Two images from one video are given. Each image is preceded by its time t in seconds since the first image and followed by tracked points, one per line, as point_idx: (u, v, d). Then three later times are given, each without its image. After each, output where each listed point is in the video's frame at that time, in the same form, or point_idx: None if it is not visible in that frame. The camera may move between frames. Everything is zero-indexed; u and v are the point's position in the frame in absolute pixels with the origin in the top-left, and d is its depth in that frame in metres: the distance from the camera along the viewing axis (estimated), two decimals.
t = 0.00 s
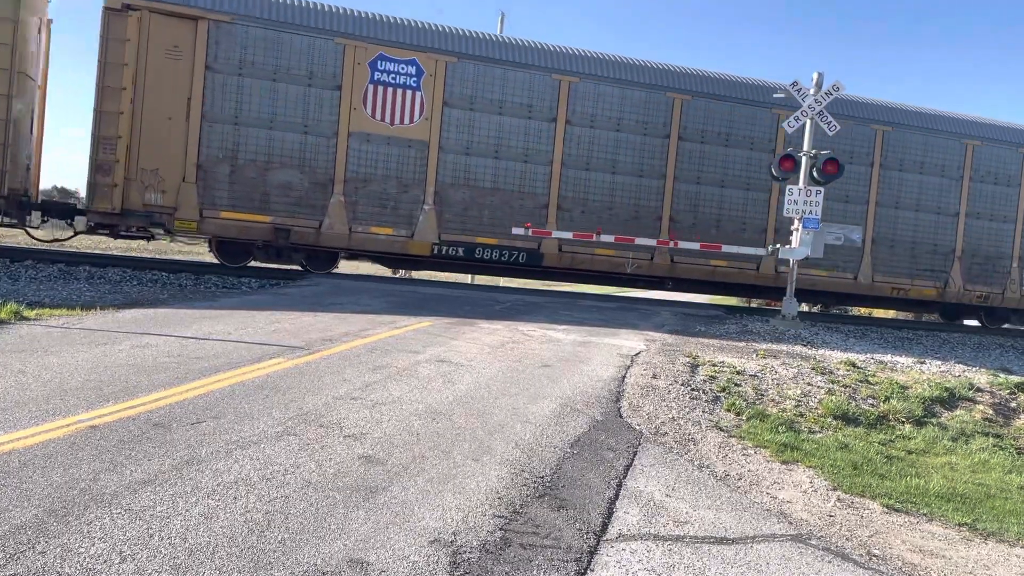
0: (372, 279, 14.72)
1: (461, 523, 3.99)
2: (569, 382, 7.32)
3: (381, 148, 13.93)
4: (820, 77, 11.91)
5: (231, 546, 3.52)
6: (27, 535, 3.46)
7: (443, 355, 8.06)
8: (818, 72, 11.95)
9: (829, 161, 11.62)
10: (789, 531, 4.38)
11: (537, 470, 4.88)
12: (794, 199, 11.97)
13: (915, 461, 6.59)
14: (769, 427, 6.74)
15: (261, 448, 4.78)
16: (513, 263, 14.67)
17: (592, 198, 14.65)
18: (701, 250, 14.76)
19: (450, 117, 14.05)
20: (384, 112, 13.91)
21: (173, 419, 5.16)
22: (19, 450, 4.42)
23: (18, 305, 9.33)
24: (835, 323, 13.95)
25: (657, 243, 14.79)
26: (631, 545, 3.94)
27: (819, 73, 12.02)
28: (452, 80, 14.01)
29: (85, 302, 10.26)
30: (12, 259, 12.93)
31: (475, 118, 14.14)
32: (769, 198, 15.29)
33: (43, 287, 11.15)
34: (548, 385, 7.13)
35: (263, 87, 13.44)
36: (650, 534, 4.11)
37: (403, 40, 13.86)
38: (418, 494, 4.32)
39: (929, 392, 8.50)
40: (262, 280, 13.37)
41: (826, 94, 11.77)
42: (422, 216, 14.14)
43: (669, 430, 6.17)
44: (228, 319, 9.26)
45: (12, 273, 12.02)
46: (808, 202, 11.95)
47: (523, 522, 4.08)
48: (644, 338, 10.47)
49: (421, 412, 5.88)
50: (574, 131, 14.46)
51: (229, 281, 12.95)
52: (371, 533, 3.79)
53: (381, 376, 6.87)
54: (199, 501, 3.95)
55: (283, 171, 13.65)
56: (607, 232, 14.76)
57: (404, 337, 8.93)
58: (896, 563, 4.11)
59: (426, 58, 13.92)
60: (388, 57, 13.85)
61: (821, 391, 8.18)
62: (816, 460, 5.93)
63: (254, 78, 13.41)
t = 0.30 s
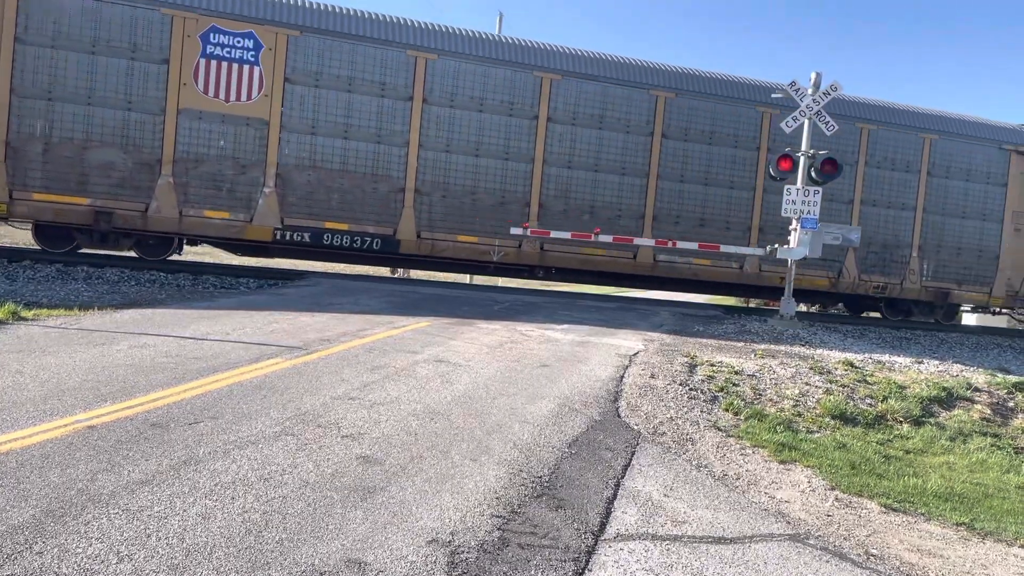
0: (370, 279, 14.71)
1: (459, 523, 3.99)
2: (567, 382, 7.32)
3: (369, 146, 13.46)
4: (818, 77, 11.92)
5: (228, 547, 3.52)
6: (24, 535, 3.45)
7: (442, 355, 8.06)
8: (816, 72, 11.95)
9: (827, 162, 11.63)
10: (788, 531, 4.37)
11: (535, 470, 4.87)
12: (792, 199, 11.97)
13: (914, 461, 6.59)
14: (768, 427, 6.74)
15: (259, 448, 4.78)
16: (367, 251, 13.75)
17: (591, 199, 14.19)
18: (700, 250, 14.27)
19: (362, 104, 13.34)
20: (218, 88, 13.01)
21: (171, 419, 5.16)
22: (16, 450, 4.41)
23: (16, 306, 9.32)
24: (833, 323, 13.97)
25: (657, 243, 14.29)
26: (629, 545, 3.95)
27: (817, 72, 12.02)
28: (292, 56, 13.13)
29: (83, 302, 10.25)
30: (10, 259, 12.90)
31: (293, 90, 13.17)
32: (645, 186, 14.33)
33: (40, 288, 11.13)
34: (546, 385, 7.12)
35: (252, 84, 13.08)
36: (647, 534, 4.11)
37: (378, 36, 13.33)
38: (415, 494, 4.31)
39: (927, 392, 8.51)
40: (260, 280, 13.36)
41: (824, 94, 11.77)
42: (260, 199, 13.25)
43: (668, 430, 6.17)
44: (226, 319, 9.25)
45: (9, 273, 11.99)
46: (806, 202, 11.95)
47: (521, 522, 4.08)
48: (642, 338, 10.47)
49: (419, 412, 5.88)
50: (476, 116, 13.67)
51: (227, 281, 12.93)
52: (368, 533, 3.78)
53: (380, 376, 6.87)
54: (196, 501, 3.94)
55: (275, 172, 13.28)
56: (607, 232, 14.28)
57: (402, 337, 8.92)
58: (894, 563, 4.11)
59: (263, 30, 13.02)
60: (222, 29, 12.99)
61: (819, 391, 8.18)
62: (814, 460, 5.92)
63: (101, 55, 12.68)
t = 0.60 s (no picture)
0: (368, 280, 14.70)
1: (458, 523, 3.99)
2: (565, 383, 7.32)
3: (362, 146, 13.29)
4: (817, 77, 11.93)
5: (226, 547, 3.52)
6: (22, 536, 3.45)
7: (440, 355, 8.06)
8: (814, 72, 11.96)
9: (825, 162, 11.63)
10: (785, 531, 4.37)
11: (533, 470, 4.88)
12: (790, 199, 11.97)
13: (911, 460, 6.60)
14: (766, 427, 6.74)
15: (257, 449, 4.77)
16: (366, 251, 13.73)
17: (548, 194, 13.98)
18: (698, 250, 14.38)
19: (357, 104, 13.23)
20: (26, 62, 12.43)
21: (169, 419, 5.15)
22: (13, 450, 4.41)
23: (13, 306, 9.31)
24: (831, 323, 13.98)
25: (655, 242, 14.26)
26: (627, 545, 3.95)
27: (815, 73, 12.04)
28: (115, 27, 12.62)
29: (81, 303, 10.25)
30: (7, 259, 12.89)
31: (113, 65, 12.60)
32: (628, 184, 14.19)
33: (37, 288, 11.13)
34: (544, 385, 7.12)
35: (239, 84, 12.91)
36: (645, 533, 4.11)
37: (356, 32, 13.15)
38: (413, 495, 4.31)
39: (925, 392, 8.52)
40: (258, 280, 13.35)
41: (822, 94, 11.78)
42: (77, 179, 12.60)
43: (666, 430, 6.17)
44: (224, 320, 9.25)
45: (7, 274, 11.98)
46: (804, 203, 11.96)
47: (519, 522, 4.08)
48: (640, 338, 10.47)
49: (418, 412, 5.88)
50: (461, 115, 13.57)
51: (225, 281, 12.92)
52: (367, 533, 3.78)
53: (378, 377, 6.87)
54: (194, 501, 3.94)
55: (270, 174, 13.13)
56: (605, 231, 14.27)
57: (400, 338, 8.92)
58: (891, 562, 4.12)
59: (79, 1, 12.48)
60: None
61: (817, 391, 8.19)
62: (812, 460, 5.93)
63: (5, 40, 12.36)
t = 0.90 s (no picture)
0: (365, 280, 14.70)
1: (456, 524, 3.99)
2: (563, 383, 7.32)
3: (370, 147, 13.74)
4: (813, 78, 11.97)
5: (223, 548, 3.51)
6: (19, 536, 3.44)
7: (438, 355, 8.07)
8: (810, 72, 11.99)
9: (822, 162, 11.64)
10: (783, 531, 4.38)
11: (531, 470, 4.88)
12: (788, 199, 12.02)
13: (908, 460, 6.60)
14: (763, 427, 6.75)
15: (254, 449, 4.77)
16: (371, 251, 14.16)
17: (411, 176, 13.91)
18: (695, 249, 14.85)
19: (355, 104, 13.61)
20: None
21: (166, 420, 5.15)
22: (10, 450, 4.41)
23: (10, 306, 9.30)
24: (828, 323, 13.99)
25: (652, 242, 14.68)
26: (624, 545, 3.94)
27: (812, 73, 12.06)
28: None
29: (78, 303, 10.25)
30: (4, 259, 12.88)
31: None
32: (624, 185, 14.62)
33: (34, 288, 11.12)
34: (542, 385, 7.13)
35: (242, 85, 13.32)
36: (643, 534, 4.11)
37: (351, 32, 13.50)
38: (411, 495, 4.30)
39: (922, 392, 8.53)
40: (254, 281, 13.32)
41: (819, 94, 11.81)
42: (87, 180, 13.07)
43: (663, 430, 6.17)
44: (221, 320, 9.24)
45: (4, 274, 11.97)
46: (800, 202, 11.99)
47: (517, 522, 4.08)
48: (637, 338, 10.48)
49: (415, 412, 5.87)
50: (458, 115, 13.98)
51: (221, 282, 12.91)
52: (365, 534, 3.78)
53: (375, 377, 6.86)
54: (191, 502, 3.93)
55: (278, 177, 13.56)
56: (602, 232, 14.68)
57: (397, 338, 8.92)
58: (889, 562, 4.12)
59: None
60: None
61: (814, 391, 8.19)
62: (809, 460, 5.93)
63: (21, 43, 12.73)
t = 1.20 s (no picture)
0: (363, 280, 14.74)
1: (454, 524, 3.98)
2: (561, 383, 7.32)
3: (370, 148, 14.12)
4: (811, 78, 11.98)
5: (221, 549, 3.50)
6: (15, 537, 3.43)
7: (436, 356, 8.08)
8: (808, 72, 12.01)
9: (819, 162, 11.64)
10: (781, 531, 4.38)
11: (529, 470, 4.88)
12: (784, 199, 12.02)
13: (906, 460, 6.61)
14: (761, 427, 6.75)
15: (252, 450, 4.76)
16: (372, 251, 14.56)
17: (288, 160, 13.88)
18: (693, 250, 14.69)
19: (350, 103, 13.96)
20: None
21: (163, 421, 5.14)
22: (7, 451, 4.41)
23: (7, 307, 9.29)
24: (825, 323, 14.00)
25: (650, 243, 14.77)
26: (623, 545, 3.95)
27: (809, 73, 12.08)
28: None
29: (75, 303, 10.24)
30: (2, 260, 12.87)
31: None
32: (622, 184, 15.04)
33: (31, 288, 11.11)
34: (539, 385, 7.14)
35: (240, 85, 13.63)
36: (641, 534, 4.11)
37: (346, 32, 13.85)
38: (409, 496, 4.30)
39: (919, 391, 8.54)
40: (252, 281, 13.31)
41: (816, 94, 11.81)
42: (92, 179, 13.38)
43: (661, 430, 6.18)
44: (218, 320, 9.24)
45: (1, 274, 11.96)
46: (797, 202, 11.99)
47: (515, 523, 4.08)
48: (635, 338, 10.49)
49: (413, 413, 5.87)
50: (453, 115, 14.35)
51: (219, 282, 12.90)
52: (363, 534, 3.77)
53: (372, 377, 6.86)
54: (189, 503, 3.93)
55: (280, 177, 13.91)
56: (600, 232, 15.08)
57: (394, 338, 8.92)
58: (886, 562, 4.12)
59: None
60: None
61: (812, 390, 8.20)
62: (807, 459, 5.93)
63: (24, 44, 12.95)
